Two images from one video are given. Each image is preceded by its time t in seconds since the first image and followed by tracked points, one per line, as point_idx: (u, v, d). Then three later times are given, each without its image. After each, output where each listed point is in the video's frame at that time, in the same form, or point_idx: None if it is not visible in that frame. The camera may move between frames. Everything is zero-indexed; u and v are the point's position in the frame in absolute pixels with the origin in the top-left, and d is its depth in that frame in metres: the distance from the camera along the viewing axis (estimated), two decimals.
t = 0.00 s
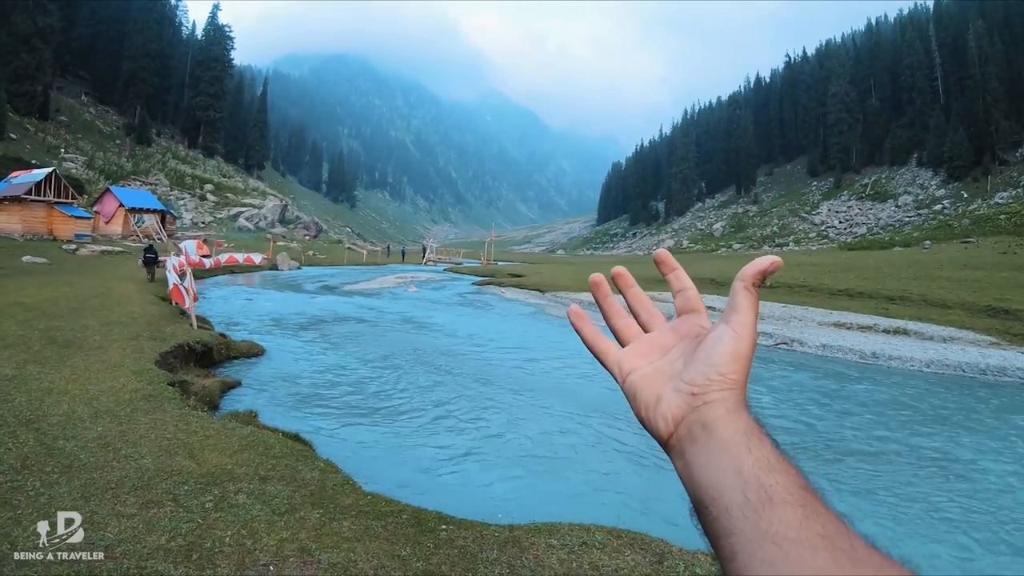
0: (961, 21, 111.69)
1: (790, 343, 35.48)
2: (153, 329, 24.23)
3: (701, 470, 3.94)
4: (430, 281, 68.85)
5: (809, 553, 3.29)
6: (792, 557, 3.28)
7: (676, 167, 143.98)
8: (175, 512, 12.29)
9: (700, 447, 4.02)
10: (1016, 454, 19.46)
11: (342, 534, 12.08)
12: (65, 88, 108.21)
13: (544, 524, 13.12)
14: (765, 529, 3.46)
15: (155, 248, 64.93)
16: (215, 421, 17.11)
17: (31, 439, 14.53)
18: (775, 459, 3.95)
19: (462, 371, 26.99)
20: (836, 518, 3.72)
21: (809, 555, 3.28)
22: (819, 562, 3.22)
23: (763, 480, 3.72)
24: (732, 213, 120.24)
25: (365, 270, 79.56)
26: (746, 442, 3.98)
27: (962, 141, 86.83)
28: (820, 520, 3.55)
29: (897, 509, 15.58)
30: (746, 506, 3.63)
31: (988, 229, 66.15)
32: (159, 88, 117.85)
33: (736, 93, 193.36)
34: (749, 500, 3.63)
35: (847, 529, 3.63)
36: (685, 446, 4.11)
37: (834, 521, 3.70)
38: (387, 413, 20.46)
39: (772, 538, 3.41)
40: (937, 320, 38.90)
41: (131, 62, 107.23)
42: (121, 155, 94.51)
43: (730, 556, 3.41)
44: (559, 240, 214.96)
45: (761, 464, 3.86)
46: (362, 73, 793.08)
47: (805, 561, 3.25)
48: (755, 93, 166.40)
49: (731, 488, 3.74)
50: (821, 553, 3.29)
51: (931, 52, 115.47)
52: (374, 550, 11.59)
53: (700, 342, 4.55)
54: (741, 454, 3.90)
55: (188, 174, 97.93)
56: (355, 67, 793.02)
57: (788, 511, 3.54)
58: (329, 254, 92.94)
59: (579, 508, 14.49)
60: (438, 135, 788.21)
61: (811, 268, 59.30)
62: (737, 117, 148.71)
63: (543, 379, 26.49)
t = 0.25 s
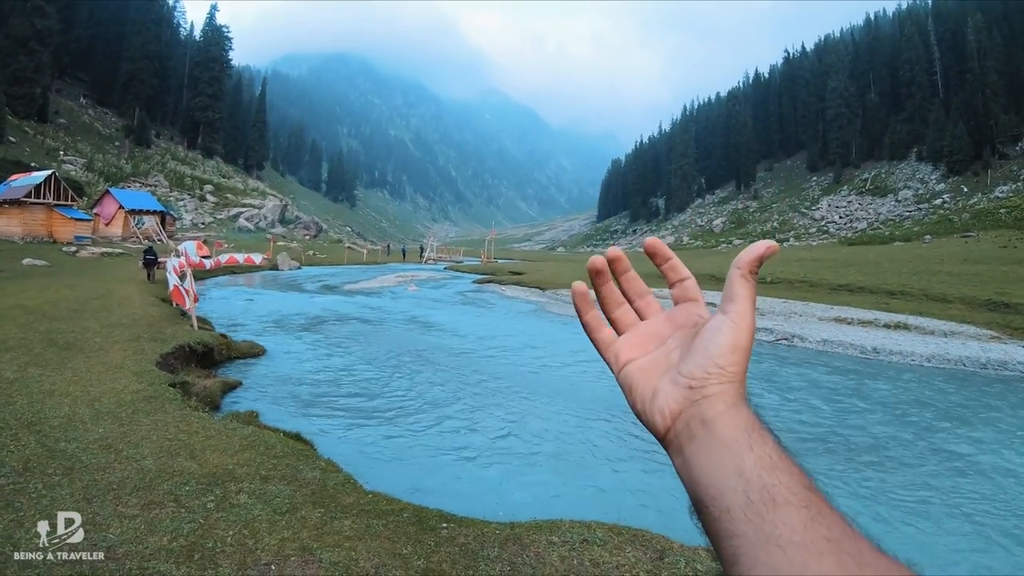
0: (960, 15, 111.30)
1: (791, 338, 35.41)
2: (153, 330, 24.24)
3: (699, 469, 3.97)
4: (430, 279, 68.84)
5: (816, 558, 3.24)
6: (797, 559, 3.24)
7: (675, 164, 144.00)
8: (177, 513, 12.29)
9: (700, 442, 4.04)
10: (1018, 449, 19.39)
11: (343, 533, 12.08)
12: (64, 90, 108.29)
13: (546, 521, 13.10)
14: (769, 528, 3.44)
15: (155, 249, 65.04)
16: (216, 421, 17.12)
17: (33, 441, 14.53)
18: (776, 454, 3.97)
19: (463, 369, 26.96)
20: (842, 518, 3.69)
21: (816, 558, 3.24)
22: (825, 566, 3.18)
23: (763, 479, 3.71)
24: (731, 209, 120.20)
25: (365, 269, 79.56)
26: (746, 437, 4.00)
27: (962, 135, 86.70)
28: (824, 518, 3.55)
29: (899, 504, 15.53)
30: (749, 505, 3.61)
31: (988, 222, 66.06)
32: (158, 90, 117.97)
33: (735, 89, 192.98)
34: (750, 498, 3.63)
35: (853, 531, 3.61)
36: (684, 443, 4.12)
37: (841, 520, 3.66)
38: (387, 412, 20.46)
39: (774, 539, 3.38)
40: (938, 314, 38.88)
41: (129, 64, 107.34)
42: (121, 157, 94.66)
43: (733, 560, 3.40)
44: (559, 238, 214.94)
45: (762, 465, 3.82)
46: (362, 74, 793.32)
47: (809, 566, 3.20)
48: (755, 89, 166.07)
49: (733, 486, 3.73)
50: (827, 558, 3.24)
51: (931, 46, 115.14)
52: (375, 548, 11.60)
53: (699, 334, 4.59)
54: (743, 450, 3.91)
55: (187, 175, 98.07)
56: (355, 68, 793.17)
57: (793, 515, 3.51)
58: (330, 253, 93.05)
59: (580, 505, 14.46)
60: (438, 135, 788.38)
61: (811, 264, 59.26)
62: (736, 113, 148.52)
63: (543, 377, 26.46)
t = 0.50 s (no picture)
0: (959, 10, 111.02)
1: (790, 334, 35.36)
2: (152, 331, 24.22)
3: (704, 468, 3.87)
4: (429, 277, 68.84)
5: None
6: None
7: (674, 161, 143.86)
8: (177, 512, 12.28)
9: (703, 436, 3.93)
10: (1018, 444, 19.37)
11: (343, 532, 12.08)
12: (62, 91, 108.17)
13: (545, 519, 13.08)
14: (783, 539, 3.42)
15: (154, 249, 65.02)
16: (215, 421, 17.12)
17: (33, 442, 14.52)
18: (783, 451, 3.90)
19: (462, 367, 26.95)
20: (859, 528, 3.68)
21: None
22: None
23: (774, 484, 3.65)
24: (730, 206, 120.07)
25: (365, 267, 79.61)
26: (751, 429, 3.91)
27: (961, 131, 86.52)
28: (842, 528, 3.53)
29: (899, 500, 15.53)
30: (762, 513, 3.56)
31: (987, 217, 66.01)
32: (155, 90, 117.90)
33: (733, 85, 192.73)
34: (762, 506, 3.58)
35: (870, 542, 3.60)
36: (684, 435, 4.01)
37: (854, 525, 3.67)
38: (386, 411, 20.44)
39: (792, 553, 3.36)
40: (937, 310, 38.85)
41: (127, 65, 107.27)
42: (119, 157, 94.61)
43: None
44: (557, 235, 214.99)
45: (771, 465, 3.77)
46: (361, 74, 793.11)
47: None
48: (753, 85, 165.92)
49: (742, 489, 3.67)
50: None
51: (929, 41, 114.86)
52: (375, 547, 11.59)
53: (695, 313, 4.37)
54: (752, 449, 3.83)
55: (186, 175, 98.03)
56: (353, 68, 792.90)
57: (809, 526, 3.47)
58: (329, 252, 93.01)
59: (581, 503, 14.44)
60: (437, 135, 788.14)
61: (810, 259, 59.18)
62: (734, 109, 148.28)
63: (543, 374, 26.45)
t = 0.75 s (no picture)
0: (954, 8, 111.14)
1: (786, 332, 35.39)
2: (148, 331, 24.16)
3: (716, 477, 3.68)
4: (425, 276, 68.72)
5: None
6: None
7: (670, 159, 143.93)
8: (172, 513, 12.24)
9: (714, 439, 3.74)
10: (1014, 441, 19.38)
11: (339, 531, 12.07)
12: (57, 91, 107.85)
13: (541, 517, 13.06)
14: (804, 563, 3.24)
15: (149, 249, 64.89)
16: (211, 421, 17.06)
17: (29, 443, 14.48)
18: (796, 455, 3.74)
19: (458, 366, 26.89)
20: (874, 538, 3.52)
21: None
22: None
23: (792, 497, 3.48)
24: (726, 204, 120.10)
25: (361, 267, 79.50)
26: (762, 435, 3.73)
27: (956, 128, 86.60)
28: (864, 546, 3.36)
29: (893, 497, 15.53)
30: (778, 530, 3.41)
31: (982, 215, 66.17)
32: (150, 90, 117.46)
33: (728, 82, 192.46)
34: (778, 522, 3.42)
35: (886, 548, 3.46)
36: (690, 440, 3.82)
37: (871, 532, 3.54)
38: (382, 410, 20.40)
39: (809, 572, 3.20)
40: (933, 307, 38.89)
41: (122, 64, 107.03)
42: (114, 158, 94.39)
43: None
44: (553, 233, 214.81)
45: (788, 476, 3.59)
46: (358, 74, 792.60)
47: None
48: (748, 83, 165.69)
49: (756, 501, 3.50)
50: None
51: (925, 39, 114.97)
52: (370, 546, 11.58)
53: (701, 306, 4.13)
54: (765, 460, 3.63)
55: (181, 175, 97.84)
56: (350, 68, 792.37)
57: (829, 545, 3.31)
58: (325, 251, 92.91)
59: (578, 501, 14.45)
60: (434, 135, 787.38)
61: (806, 257, 59.20)
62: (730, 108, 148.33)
63: (539, 373, 26.39)
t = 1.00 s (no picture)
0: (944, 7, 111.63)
1: (777, 328, 35.53)
2: (138, 331, 24.02)
3: (721, 490, 3.49)
4: (416, 274, 68.65)
5: None
6: None
7: (661, 156, 144.14)
8: (162, 513, 12.16)
9: (715, 445, 3.59)
10: (1002, 435, 19.53)
11: (330, 529, 12.02)
12: (46, 90, 107.13)
13: (532, 515, 13.04)
14: None
15: (140, 248, 64.60)
16: (201, 420, 16.97)
17: (18, 444, 14.37)
18: (803, 462, 3.59)
19: (450, 363, 26.87)
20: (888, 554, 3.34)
21: None
22: None
23: (804, 512, 3.30)
24: (717, 201, 120.27)
25: (352, 265, 79.35)
26: (767, 441, 3.58)
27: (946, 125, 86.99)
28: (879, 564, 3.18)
29: (883, 492, 15.60)
30: (788, 547, 3.23)
31: (972, 212, 66.58)
32: (140, 89, 116.77)
33: (719, 80, 192.68)
34: (786, 533, 3.26)
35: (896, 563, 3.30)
36: (692, 446, 3.65)
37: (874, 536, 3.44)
38: (374, 408, 20.34)
39: None
40: (923, 303, 39.08)
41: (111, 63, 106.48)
42: (104, 157, 93.88)
43: None
44: (544, 231, 214.67)
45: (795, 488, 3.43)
46: (351, 74, 791.04)
47: None
48: (738, 80, 166.00)
49: (762, 515, 3.33)
50: None
51: (914, 37, 115.46)
52: (362, 545, 11.54)
53: (702, 304, 3.95)
54: (773, 469, 3.48)
55: (171, 173, 97.44)
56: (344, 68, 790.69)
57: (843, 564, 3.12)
58: (316, 250, 92.63)
59: (569, 497, 14.44)
60: (427, 134, 786.42)
61: (797, 254, 59.35)
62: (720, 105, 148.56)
63: (531, 370, 26.38)
